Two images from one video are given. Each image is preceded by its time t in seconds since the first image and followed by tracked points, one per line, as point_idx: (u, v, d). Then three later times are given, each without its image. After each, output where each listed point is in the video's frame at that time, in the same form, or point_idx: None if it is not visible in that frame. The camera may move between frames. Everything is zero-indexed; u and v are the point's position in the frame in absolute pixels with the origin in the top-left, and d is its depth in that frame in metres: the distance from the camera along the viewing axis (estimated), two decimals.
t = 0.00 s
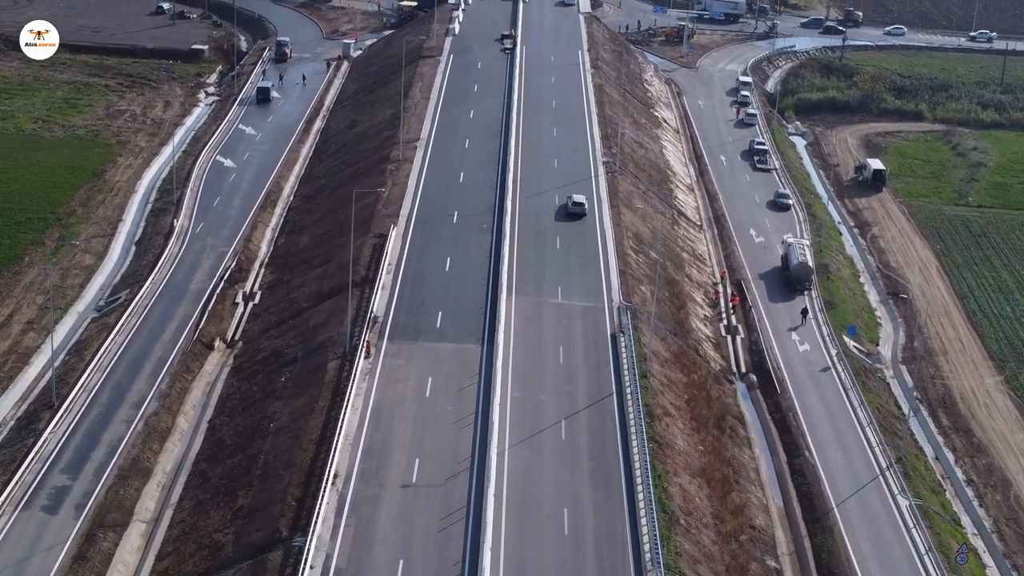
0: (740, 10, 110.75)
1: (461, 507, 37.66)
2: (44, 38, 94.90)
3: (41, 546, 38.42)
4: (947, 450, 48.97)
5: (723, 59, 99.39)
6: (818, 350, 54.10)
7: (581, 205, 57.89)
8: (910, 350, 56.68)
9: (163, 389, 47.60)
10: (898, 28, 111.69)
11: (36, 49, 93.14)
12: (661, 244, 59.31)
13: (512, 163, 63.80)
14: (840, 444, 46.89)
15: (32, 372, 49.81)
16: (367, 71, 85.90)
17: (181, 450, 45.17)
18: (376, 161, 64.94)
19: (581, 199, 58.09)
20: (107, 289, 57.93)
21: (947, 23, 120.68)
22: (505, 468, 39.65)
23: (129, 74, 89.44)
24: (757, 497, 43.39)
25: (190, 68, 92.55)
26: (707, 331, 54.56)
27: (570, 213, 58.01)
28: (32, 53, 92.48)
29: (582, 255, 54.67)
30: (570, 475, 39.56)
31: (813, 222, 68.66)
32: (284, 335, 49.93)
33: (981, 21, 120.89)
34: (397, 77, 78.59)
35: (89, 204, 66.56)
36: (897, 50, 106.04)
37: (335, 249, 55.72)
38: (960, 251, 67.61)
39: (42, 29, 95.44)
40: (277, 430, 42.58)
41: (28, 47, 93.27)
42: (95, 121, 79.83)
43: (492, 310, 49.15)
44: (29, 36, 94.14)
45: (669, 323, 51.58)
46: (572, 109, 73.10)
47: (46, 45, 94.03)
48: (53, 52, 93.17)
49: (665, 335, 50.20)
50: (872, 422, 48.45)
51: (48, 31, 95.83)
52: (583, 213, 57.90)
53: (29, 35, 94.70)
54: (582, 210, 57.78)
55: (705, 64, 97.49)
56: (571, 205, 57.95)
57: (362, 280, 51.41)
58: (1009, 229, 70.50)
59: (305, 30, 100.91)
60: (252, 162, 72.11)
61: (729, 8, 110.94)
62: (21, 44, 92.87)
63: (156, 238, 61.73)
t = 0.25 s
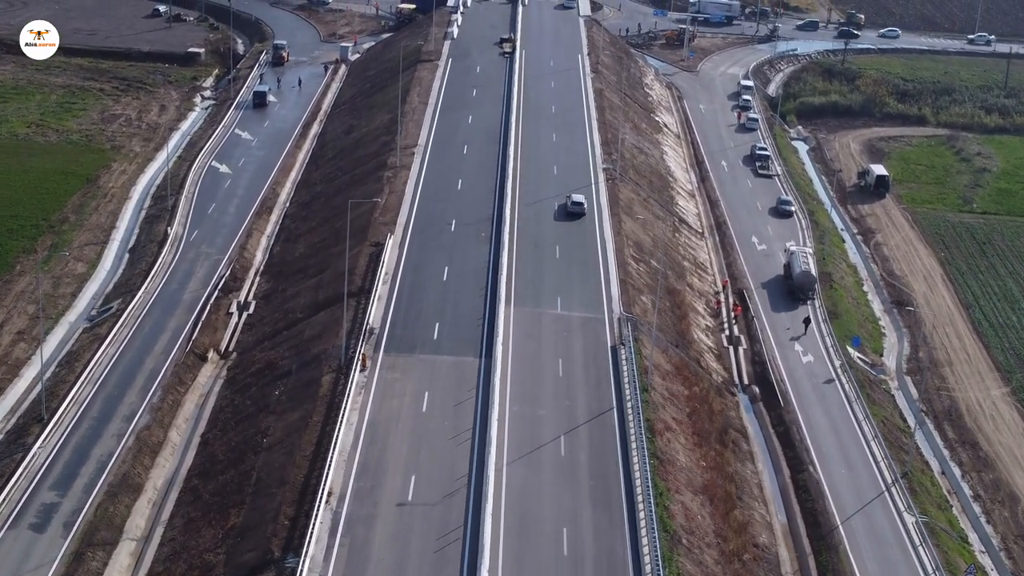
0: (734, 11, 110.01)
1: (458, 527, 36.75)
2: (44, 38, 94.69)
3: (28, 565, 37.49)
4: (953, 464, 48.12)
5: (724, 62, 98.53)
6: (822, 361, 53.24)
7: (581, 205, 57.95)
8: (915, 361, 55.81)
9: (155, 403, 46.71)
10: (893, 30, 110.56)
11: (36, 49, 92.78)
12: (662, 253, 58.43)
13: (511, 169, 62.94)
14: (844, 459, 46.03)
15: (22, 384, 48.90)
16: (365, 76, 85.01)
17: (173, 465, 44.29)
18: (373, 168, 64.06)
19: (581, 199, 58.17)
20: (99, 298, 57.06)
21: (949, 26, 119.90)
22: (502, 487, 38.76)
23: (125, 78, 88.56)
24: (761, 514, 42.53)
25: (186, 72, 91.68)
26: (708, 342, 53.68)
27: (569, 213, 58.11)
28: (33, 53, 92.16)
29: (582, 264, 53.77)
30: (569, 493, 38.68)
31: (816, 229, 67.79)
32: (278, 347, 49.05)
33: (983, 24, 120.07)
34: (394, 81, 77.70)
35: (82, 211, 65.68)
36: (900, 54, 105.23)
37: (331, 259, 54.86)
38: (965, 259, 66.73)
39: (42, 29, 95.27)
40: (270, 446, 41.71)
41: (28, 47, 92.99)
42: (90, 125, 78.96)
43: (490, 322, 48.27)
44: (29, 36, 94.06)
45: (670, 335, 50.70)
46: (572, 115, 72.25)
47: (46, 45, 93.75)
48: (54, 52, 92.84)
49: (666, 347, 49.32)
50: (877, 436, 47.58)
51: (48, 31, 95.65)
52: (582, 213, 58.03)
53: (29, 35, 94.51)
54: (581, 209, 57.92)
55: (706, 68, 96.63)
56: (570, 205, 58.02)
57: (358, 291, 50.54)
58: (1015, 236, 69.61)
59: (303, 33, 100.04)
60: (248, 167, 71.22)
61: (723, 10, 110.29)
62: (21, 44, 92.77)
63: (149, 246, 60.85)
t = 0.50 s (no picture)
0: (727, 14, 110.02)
1: (455, 546, 35.81)
2: (44, 38, 94.47)
3: None
4: (959, 479, 47.29)
5: (725, 66, 97.65)
6: (826, 373, 52.38)
7: (579, 206, 57.95)
8: (920, 372, 54.97)
9: (147, 416, 45.83)
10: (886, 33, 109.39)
11: (36, 49, 92.41)
12: (663, 262, 57.56)
13: (510, 176, 62.08)
14: (849, 474, 45.17)
15: (11, 397, 48.00)
16: (362, 79, 84.13)
17: (164, 481, 43.41)
18: (370, 174, 63.20)
19: (580, 199, 58.18)
20: (91, 307, 56.18)
21: (952, 30, 119.15)
22: (500, 504, 37.84)
23: (120, 81, 87.68)
24: (764, 531, 41.68)
25: (182, 75, 90.81)
26: (710, 353, 52.80)
27: (567, 211, 58.14)
28: (33, 53, 91.81)
29: (582, 274, 52.91)
30: (568, 511, 37.79)
31: (819, 237, 66.91)
32: (273, 359, 48.17)
33: (986, 28, 119.32)
34: (392, 86, 76.84)
35: (75, 217, 64.79)
36: (902, 57, 104.40)
37: (327, 268, 53.99)
38: (970, 267, 65.88)
39: (42, 29, 95.15)
40: (263, 462, 40.84)
41: (27, 47, 92.50)
42: (84, 130, 78.08)
43: (488, 334, 47.40)
44: (29, 36, 93.93)
45: (672, 346, 49.85)
46: (572, 120, 71.39)
47: (46, 45, 93.36)
48: (53, 53, 92.40)
49: (668, 359, 48.45)
50: (882, 451, 46.73)
51: (48, 31, 95.45)
52: (581, 211, 58.01)
53: (29, 36, 94.17)
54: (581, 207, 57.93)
55: (707, 72, 95.78)
56: (569, 205, 58.05)
57: (354, 302, 49.67)
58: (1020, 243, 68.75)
59: (300, 36, 99.15)
60: (244, 173, 70.33)
61: (718, 12, 109.98)
62: (21, 44, 92.38)
63: (143, 254, 59.96)
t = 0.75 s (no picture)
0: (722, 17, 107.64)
1: (451, 567, 34.91)
2: (44, 38, 94.35)
3: None
4: (966, 494, 46.43)
5: (726, 70, 96.77)
6: (829, 385, 51.48)
7: (578, 205, 58.04)
8: (925, 383, 54.09)
9: (137, 430, 44.95)
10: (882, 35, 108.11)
11: (36, 49, 92.22)
12: (664, 271, 56.69)
13: (508, 183, 61.17)
14: (854, 490, 44.31)
15: None
16: (360, 84, 83.25)
17: (155, 498, 42.54)
18: (366, 181, 62.32)
19: (580, 199, 58.36)
20: (83, 317, 55.32)
21: (955, 32, 118.25)
22: (497, 523, 36.93)
23: (115, 85, 86.81)
24: (767, 549, 40.81)
25: (178, 79, 89.94)
26: (712, 365, 51.91)
27: (567, 210, 58.29)
28: (33, 52, 91.67)
29: (581, 283, 52.03)
30: (568, 530, 36.89)
31: (821, 244, 66.05)
32: (266, 371, 47.28)
33: (989, 31, 118.48)
34: (390, 90, 75.97)
35: (67, 224, 63.92)
36: (904, 61, 103.56)
37: (322, 277, 53.09)
38: (974, 275, 65.04)
39: (42, 29, 95.06)
40: (255, 479, 39.98)
41: (27, 47, 92.37)
42: (78, 135, 77.22)
43: (486, 346, 46.51)
44: (30, 36, 93.92)
45: (673, 358, 48.97)
46: (571, 126, 70.51)
47: (46, 45, 93.21)
48: (53, 53, 92.24)
49: (669, 372, 47.57)
50: (888, 466, 45.87)
51: (48, 31, 95.32)
52: (581, 211, 58.18)
53: (29, 36, 94.08)
54: (581, 207, 58.11)
55: (708, 76, 94.93)
56: (569, 204, 58.13)
57: (350, 313, 48.78)
58: None
59: (297, 39, 98.25)
60: (239, 179, 69.46)
61: (713, 15, 107.65)
62: (21, 44, 92.29)
63: (136, 262, 59.09)
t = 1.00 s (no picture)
0: (715, 18, 107.15)
1: None
2: (44, 38, 94.06)
3: None
4: (972, 509, 45.58)
5: (727, 73, 95.90)
6: (833, 397, 50.58)
7: (577, 204, 58.18)
8: (931, 395, 53.22)
9: (128, 444, 44.05)
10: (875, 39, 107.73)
11: (36, 49, 91.78)
12: (665, 280, 55.81)
13: (507, 191, 60.24)
14: (859, 507, 43.45)
15: None
16: (357, 88, 82.37)
17: (145, 515, 41.63)
18: (363, 188, 61.43)
19: (578, 198, 58.47)
20: (74, 327, 54.41)
21: (957, 35, 117.38)
22: (495, 543, 36.04)
23: (110, 89, 85.90)
24: (771, 568, 39.95)
25: (174, 82, 89.03)
26: (713, 377, 50.98)
27: (566, 210, 58.33)
28: (33, 52, 91.17)
29: (581, 293, 51.16)
30: (567, 550, 36.00)
31: (824, 252, 65.17)
32: (260, 384, 46.38)
33: (992, 34, 117.60)
34: (387, 95, 75.08)
35: (60, 232, 63.03)
36: (907, 65, 102.71)
37: (317, 288, 52.20)
38: (979, 283, 64.17)
39: (42, 29, 94.80)
40: (247, 496, 39.11)
41: (27, 46, 91.98)
42: (72, 140, 76.33)
43: (483, 359, 45.61)
44: (30, 36, 93.56)
45: (674, 371, 48.08)
46: (570, 131, 69.63)
47: (46, 45, 92.88)
48: (53, 52, 91.88)
49: (670, 385, 46.70)
50: (893, 481, 45.02)
51: (48, 31, 95.06)
52: (580, 210, 58.29)
53: (29, 36, 93.81)
54: (580, 206, 58.25)
55: (709, 79, 94.07)
56: (568, 203, 58.21)
57: (345, 324, 47.88)
58: None
59: (294, 42, 97.36)
60: (234, 185, 68.56)
61: (707, 17, 107.13)
62: (21, 44, 91.98)
63: (128, 270, 58.18)
